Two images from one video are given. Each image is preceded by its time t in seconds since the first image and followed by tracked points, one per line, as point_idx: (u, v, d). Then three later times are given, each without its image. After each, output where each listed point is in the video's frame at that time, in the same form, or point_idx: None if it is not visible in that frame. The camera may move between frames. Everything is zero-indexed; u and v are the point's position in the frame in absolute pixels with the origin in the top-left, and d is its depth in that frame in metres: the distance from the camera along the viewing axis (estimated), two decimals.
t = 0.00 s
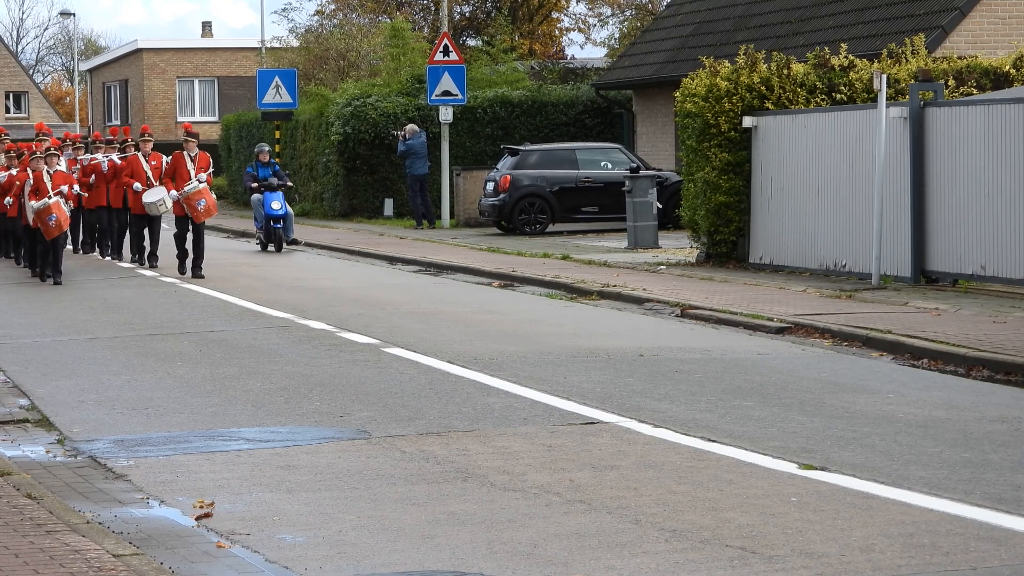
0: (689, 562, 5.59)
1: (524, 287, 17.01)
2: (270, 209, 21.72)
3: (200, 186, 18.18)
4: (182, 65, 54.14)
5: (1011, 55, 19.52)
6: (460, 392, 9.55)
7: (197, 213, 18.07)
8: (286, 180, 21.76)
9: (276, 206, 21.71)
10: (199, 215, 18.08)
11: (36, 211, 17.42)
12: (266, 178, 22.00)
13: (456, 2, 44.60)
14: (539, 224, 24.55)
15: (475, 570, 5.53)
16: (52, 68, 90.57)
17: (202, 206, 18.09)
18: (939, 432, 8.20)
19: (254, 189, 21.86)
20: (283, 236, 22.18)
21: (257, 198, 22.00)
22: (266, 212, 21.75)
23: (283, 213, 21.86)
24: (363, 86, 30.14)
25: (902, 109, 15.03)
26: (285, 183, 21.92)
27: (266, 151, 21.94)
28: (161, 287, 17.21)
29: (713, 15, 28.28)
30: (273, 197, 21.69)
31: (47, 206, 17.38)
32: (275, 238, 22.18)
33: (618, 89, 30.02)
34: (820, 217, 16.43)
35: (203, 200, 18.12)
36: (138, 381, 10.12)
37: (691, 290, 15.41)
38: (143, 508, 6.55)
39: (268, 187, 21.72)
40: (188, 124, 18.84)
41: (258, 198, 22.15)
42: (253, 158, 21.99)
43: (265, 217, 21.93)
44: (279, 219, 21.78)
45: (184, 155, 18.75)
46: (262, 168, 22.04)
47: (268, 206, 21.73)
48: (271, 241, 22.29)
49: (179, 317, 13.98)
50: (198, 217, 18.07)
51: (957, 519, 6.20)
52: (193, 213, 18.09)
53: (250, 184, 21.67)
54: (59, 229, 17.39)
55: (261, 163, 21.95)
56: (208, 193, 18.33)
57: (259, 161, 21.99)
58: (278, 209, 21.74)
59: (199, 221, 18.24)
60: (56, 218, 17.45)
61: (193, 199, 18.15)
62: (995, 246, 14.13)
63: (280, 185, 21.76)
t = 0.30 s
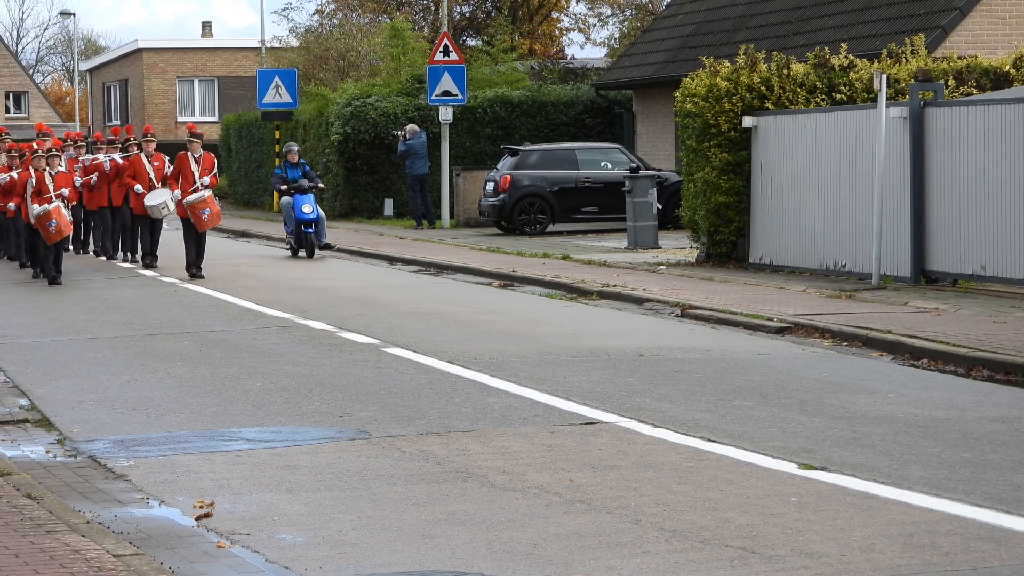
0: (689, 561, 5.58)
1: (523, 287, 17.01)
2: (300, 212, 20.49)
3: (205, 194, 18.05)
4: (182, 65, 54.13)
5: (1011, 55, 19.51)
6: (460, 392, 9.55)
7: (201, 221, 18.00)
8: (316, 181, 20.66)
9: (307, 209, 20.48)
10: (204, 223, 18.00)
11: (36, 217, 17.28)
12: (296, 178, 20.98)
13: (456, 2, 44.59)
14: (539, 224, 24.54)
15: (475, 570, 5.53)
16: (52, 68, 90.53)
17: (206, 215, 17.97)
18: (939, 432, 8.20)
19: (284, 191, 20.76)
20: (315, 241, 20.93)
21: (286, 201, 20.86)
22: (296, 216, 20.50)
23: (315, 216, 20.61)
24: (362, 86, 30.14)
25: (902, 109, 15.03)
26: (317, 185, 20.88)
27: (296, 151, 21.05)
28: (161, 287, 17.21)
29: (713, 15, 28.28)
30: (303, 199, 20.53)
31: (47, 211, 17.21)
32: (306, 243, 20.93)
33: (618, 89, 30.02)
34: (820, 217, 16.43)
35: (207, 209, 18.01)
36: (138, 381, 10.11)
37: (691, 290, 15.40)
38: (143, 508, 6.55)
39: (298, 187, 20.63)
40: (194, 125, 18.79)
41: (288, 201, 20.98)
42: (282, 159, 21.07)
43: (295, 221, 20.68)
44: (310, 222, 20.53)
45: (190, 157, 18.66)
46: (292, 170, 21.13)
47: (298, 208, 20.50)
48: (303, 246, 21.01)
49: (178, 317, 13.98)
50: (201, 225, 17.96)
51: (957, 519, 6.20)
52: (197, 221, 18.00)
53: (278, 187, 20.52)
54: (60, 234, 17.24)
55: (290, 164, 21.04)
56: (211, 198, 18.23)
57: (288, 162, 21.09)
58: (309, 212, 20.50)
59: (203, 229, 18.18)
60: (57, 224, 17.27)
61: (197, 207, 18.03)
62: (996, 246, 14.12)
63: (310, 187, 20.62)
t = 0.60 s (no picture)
0: (689, 561, 5.58)
1: (523, 287, 17.01)
2: (338, 215, 19.27)
3: (209, 179, 18.03)
4: (182, 65, 54.12)
5: (1011, 55, 19.51)
6: (460, 392, 9.55)
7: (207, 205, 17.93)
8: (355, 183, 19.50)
9: (345, 212, 19.28)
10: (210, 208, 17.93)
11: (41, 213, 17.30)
12: (334, 181, 19.85)
13: (456, 2, 44.57)
14: (539, 224, 24.53)
15: (475, 570, 5.53)
16: (52, 68, 90.48)
17: (213, 199, 17.90)
18: (939, 432, 8.20)
19: (321, 194, 19.60)
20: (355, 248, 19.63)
21: (323, 204, 19.67)
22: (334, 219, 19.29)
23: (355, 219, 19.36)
24: (362, 86, 30.14)
25: (902, 109, 15.03)
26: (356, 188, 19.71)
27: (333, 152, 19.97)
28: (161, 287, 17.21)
29: (713, 15, 28.29)
30: (341, 202, 19.35)
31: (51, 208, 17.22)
32: (346, 249, 19.60)
33: (618, 89, 30.01)
34: (820, 217, 16.43)
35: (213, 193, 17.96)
36: (138, 381, 10.12)
37: (691, 290, 15.41)
38: (143, 508, 6.55)
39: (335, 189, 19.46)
40: (198, 125, 18.59)
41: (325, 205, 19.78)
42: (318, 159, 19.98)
43: (334, 225, 19.46)
44: (348, 226, 19.29)
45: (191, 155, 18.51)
46: (329, 172, 20.02)
47: (336, 211, 19.30)
48: (342, 254, 19.71)
49: (178, 317, 13.97)
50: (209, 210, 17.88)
51: (957, 519, 6.20)
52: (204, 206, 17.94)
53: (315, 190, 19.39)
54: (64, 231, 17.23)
55: (327, 165, 19.94)
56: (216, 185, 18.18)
57: (324, 163, 19.98)
58: (348, 216, 19.28)
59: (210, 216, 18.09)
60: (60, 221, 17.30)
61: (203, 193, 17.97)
62: (995, 246, 14.13)
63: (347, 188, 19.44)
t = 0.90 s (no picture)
0: (689, 561, 5.59)
1: (524, 287, 17.00)
2: (374, 221, 17.90)
3: (216, 187, 17.73)
4: (182, 65, 54.14)
5: (1011, 55, 19.50)
6: (460, 392, 9.55)
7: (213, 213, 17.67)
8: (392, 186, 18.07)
9: (382, 217, 17.89)
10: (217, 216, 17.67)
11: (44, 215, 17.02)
12: (370, 182, 18.40)
13: (456, 2, 44.54)
14: (539, 224, 24.53)
15: (475, 570, 5.54)
16: (52, 68, 90.46)
17: (219, 207, 17.64)
18: (939, 432, 8.20)
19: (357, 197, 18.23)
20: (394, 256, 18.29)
21: (359, 208, 18.31)
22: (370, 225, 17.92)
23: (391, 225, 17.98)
24: (363, 86, 30.12)
25: (902, 109, 15.03)
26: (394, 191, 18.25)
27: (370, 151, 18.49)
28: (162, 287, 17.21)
29: (713, 15, 28.29)
30: (378, 206, 17.97)
31: (54, 210, 16.93)
32: (384, 256, 18.21)
33: (618, 89, 30.01)
34: (820, 217, 16.43)
35: (219, 201, 17.69)
36: (138, 381, 10.12)
37: (691, 290, 15.40)
38: (144, 508, 6.55)
39: (371, 193, 18.05)
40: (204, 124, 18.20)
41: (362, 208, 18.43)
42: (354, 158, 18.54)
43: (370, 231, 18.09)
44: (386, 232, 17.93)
45: (197, 158, 18.19)
46: (365, 173, 18.55)
47: (372, 216, 17.92)
48: (381, 262, 18.38)
49: (178, 317, 13.97)
50: (215, 218, 17.62)
51: (957, 519, 6.20)
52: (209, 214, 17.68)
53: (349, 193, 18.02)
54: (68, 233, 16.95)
55: (362, 165, 18.48)
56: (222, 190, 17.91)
57: (360, 163, 18.53)
58: (384, 221, 17.90)
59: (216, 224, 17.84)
60: (64, 223, 16.99)
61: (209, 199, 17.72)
62: (996, 246, 14.12)
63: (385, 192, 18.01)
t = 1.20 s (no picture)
0: (689, 562, 5.58)
1: (524, 287, 17.00)
2: (417, 227, 16.42)
3: (223, 191, 17.58)
4: (182, 65, 54.14)
5: (1011, 55, 19.48)
6: (460, 392, 9.55)
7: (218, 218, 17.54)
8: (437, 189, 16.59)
9: (425, 224, 16.41)
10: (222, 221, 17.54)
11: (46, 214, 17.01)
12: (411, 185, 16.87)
13: (456, 2, 44.51)
14: (539, 224, 24.51)
15: (475, 570, 5.53)
16: (52, 68, 90.42)
17: (224, 212, 17.55)
18: (939, 432, 8.20)
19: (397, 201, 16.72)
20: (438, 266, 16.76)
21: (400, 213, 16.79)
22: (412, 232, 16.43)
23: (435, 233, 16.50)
24: (363, 86, 30.12)
25: (902, 109, 15.03)
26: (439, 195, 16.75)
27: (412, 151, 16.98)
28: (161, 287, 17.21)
29: (713, 15, 28.29)
30: (421, 211, 16.50)
31: (54, 209, 16.93)
32: (426, 267, 16.71)
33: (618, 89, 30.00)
34: (820, 217, 16.42)
35: (225, 206, 17.57)
36: (138, 381, 10.11)
37: (691, 290, 15.40)
38: (143, 508, 6.55)
39: (415, 197, 16.57)
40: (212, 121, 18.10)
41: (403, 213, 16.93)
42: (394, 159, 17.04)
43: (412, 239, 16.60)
44: (429, 240, 16.44)
45: (204, 155, 18.06)
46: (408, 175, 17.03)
47: (415, 222, 16.44)
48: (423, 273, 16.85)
49: (178, 317, 13.96)
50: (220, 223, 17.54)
51: (957, 519, 6.20)
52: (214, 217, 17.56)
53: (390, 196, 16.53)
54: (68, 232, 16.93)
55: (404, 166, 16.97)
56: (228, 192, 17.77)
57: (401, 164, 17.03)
58: (428, 228, 16.42)
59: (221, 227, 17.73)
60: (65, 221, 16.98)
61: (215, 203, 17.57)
62: (995, 246, 14.12)
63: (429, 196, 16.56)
